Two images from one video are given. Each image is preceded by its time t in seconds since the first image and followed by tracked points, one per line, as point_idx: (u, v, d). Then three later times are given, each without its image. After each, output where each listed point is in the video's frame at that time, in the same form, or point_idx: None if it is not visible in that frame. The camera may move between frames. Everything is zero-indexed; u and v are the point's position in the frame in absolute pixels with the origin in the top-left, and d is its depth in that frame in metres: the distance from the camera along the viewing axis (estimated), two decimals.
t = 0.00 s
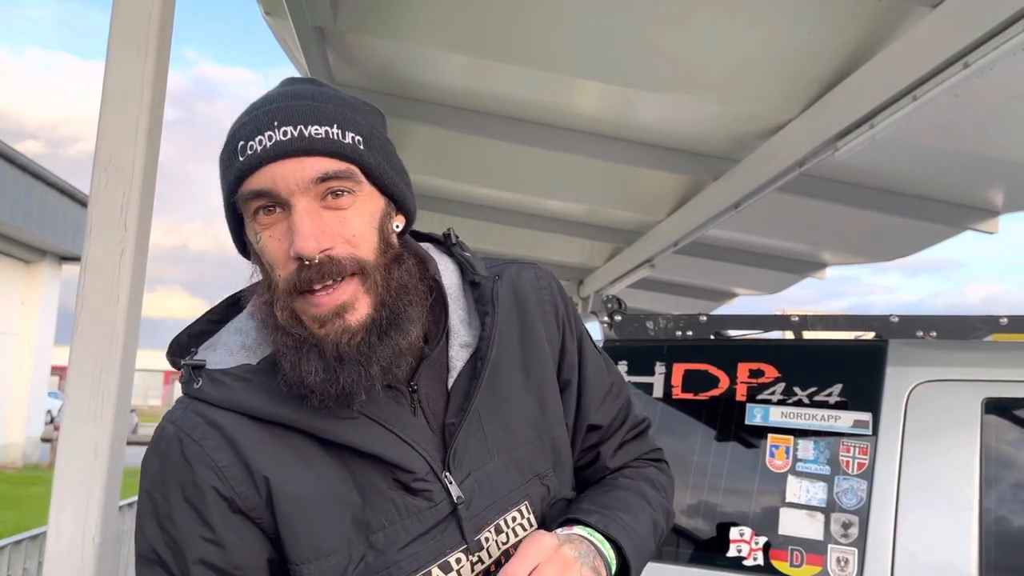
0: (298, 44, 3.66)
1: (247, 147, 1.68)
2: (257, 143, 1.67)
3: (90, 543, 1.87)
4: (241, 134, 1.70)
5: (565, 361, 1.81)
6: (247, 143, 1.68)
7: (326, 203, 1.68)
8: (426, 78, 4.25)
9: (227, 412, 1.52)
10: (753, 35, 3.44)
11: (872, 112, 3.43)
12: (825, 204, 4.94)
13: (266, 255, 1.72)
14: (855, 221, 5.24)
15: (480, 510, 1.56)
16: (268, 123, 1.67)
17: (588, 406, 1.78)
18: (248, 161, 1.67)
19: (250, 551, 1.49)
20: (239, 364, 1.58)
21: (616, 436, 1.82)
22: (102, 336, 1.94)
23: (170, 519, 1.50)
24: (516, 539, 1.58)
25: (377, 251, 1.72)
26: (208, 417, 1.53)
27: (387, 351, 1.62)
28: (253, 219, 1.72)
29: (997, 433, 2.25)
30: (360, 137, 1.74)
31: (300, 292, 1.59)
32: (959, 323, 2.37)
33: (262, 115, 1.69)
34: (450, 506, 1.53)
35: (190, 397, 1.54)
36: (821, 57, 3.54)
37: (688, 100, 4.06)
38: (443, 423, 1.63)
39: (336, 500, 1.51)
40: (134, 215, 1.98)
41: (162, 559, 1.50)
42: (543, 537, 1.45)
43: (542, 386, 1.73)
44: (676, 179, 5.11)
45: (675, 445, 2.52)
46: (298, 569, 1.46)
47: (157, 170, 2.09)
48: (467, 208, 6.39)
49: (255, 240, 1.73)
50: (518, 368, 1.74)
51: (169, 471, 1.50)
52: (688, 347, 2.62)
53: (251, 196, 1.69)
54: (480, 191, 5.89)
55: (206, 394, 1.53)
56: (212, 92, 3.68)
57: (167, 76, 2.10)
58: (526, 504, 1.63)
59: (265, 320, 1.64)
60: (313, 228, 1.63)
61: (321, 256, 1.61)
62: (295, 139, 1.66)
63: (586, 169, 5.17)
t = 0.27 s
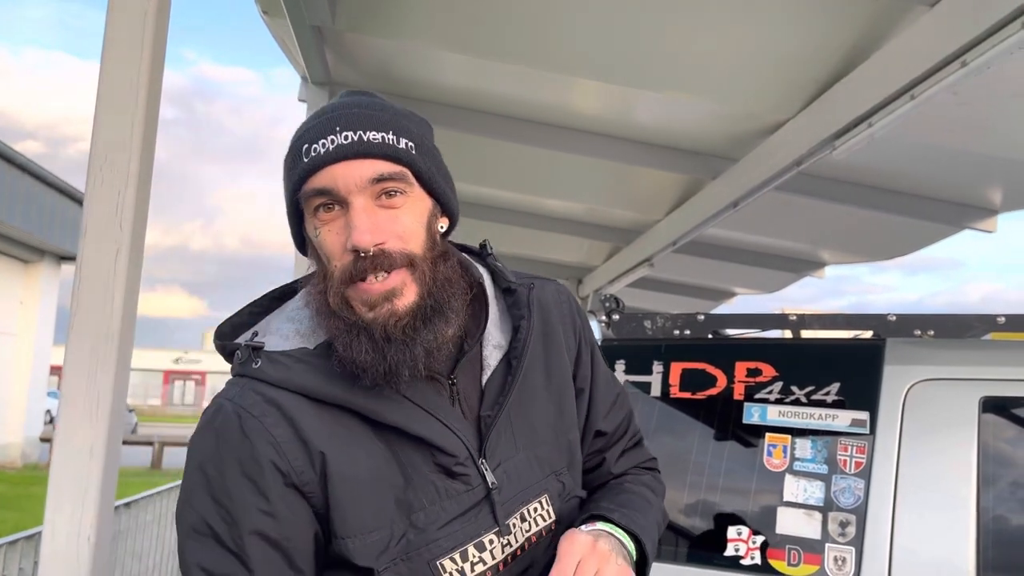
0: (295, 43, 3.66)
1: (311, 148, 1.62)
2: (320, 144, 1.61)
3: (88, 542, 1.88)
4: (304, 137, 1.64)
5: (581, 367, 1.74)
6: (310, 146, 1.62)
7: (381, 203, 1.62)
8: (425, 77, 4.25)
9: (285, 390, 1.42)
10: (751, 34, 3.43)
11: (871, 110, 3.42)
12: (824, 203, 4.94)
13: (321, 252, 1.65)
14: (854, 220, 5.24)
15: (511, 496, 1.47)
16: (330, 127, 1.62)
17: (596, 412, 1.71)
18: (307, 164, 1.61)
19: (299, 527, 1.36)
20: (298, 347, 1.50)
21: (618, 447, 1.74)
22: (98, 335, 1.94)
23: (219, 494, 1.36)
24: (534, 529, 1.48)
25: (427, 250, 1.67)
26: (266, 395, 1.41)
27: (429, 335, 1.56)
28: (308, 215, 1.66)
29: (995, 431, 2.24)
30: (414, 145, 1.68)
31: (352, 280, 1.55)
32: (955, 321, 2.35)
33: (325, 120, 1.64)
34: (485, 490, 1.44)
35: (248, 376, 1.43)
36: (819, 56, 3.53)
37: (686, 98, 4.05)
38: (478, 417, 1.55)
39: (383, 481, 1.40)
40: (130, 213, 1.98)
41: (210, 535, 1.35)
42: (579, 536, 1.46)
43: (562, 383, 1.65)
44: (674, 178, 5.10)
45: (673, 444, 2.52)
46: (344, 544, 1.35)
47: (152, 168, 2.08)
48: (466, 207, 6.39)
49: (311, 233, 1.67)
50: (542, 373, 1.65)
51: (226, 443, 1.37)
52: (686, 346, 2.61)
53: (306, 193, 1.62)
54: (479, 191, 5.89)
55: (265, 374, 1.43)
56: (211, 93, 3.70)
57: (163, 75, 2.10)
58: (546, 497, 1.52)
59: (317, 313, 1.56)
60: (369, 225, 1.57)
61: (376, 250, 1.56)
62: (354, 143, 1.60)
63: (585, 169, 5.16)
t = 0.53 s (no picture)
0: (293, 42, 3.66)
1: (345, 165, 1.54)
2: (353, 161, 1.53)
3: (84, 541, 1.87)
4: (338, 154, 1.57)
5: (580, 374, 1.68)
6: (348, 163, 1.54)
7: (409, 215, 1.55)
8: (423, 76, 4.25)
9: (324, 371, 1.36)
10: (749, 31, 3.42)
11: (869, 108, 3.41)
12: (822, 201, 4.94)
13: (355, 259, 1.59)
14: (853, 219, 5.24)
15: (521, 478, 1.43)
16: (362, 145, 1.54)
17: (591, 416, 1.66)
18: (342, 179, 1.54)
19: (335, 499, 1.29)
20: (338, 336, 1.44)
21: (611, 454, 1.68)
22: (95, 333, 1.94)
23: (258, 463, 1.29)
24: (539, 512, 1.43)
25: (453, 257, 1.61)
26: (307, 374, 1.35)
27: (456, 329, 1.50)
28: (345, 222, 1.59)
29: (993, 429, 2.24)
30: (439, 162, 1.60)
31: (383, 279, 1.50)
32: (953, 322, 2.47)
33: (356, 138, 1.56)
34: (499, 469, 1.40)
35: (290, 359, 1.37)
36: (817, 54, 3.53)
37: (685, 96, 4.05)
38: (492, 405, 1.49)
39: (411, 454, 1.34)
40: (125, 211, 1.98)
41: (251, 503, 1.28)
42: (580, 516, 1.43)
43: (564, 382, 1.60)
44: (673, 176, 5.10)
45: (671, 443, 2.50)
46: (372, 512, 1.29)
47: (147, 166, 2.08)
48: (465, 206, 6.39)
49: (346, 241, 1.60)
50: (547, 374, 1.59)
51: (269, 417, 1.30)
52: (684, 345, 2.61)
53: (339, 201, 1.56)
54: (477, 190, 5.89)
55: (308, 357, 1.37)
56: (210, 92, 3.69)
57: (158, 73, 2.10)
58: (550, 485, 1.47)
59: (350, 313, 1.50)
60: (401, 234, 1.51)
61: (406, 254, 1.50)
62: (385, 160, 1.52)
63: (583, 167, 5.16)
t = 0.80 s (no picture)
0: (294, 42, 3.66)
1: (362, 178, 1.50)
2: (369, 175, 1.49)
3: (84, 539, 1.87)
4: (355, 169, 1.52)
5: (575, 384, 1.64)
6: (365, 175, 1.50)
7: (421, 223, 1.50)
8: (424, 75, 4.25)
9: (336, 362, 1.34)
10: (751, 29, 3.42)
11: (871, 106, 3.41)
12: (823, 200, 4.93)
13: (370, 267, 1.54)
14: (854, 217, 5.23)
15: (513, 469, 1.39)
16: (379, 160, 1.50)
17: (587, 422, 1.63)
18: (360, 187, 1.49)
19: (343, 482, 1.26)
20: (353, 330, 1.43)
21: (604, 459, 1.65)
22: (95, 331, 1.94)
23: (275, 442, 1.27)
24: (530, 504, 1.38)
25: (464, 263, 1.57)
26: (324, 363, 1.33)
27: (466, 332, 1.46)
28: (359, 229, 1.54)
29: (994, 428, 2.24)
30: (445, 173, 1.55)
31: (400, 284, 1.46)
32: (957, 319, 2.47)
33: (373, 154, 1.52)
34: (494, 459, 1.36)
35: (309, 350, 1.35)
36: (819, 52, 3.52)
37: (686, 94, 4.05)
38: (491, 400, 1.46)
39: (415, 443, 1.31)
40: (125, 209, 1.98)
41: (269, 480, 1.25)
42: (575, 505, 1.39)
43: (561, 385, 1.56)
44: (673, 175, 5.10)
45: (672, 442, 2.49)
46: (376, 492, 1.26)
47: (147, 164, 2.08)
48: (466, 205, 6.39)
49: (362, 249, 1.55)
50: (545, 378, 1.55)
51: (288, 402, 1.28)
52: (684, 344, 2.61)
53: (355, 209, 1.51)
54: (478, 189, 5.89)
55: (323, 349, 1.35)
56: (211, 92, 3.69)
57: (158, 70, 2.10)
58: (541, 480, 1.43)
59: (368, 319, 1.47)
60: (414, 240, 1.48)
61: (419, 253, 1.48)
62: (398, 172, 1.48)
63: (584, 166, 5.16)
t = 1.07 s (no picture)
0: (297, 41, 3.66)
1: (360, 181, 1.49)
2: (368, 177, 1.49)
3: (90, 537, 1.88)
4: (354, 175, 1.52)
5: (570, 382, 1.63)
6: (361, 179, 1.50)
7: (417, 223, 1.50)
8: (427, 74, 4.24)
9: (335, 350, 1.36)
10: (754, 27, 3.42)
11: (874, 105, 3.40)
12: (827, 198, 4.93)
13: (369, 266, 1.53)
14: (857, 216, 5.23)
15: (500, 460, 1.39)
16: (377, 164, 1.50)
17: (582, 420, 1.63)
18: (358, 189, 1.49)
19: (342, 464, 1.29)
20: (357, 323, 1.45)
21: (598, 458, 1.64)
22: (100, 330, 1.95)
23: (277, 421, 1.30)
24: (515, 494, 1.38)
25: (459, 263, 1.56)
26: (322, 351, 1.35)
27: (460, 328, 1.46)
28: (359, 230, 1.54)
29: (999, 426, 2.24)
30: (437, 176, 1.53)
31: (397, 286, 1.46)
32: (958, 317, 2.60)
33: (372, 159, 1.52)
34: (479, 450, 1.37)
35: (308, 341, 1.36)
36: (822, 50, 3.52)
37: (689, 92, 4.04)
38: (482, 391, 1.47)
39: (406, 432, 1.32)
40: (130, 208, 1.98)
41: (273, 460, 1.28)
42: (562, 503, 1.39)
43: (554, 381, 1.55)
44: (676, 174, 5.10)
45: (676, 440, 2.48)
46: (365, 475, 1.29)
47: (152, 163, 2.09)
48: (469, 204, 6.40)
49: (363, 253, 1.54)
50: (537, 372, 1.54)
51: (287, 384, 1.31)
52: (687, 341, 2.61)
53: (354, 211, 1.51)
54: (481, 188, 5.89)
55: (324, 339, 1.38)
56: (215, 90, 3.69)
57: (163, 69, 2.11)
58: (530, 473, 1.41)
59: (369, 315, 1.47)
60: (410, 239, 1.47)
61: (414, 251, 1.47)
62: (392, 174, 1.48)
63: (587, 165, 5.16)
